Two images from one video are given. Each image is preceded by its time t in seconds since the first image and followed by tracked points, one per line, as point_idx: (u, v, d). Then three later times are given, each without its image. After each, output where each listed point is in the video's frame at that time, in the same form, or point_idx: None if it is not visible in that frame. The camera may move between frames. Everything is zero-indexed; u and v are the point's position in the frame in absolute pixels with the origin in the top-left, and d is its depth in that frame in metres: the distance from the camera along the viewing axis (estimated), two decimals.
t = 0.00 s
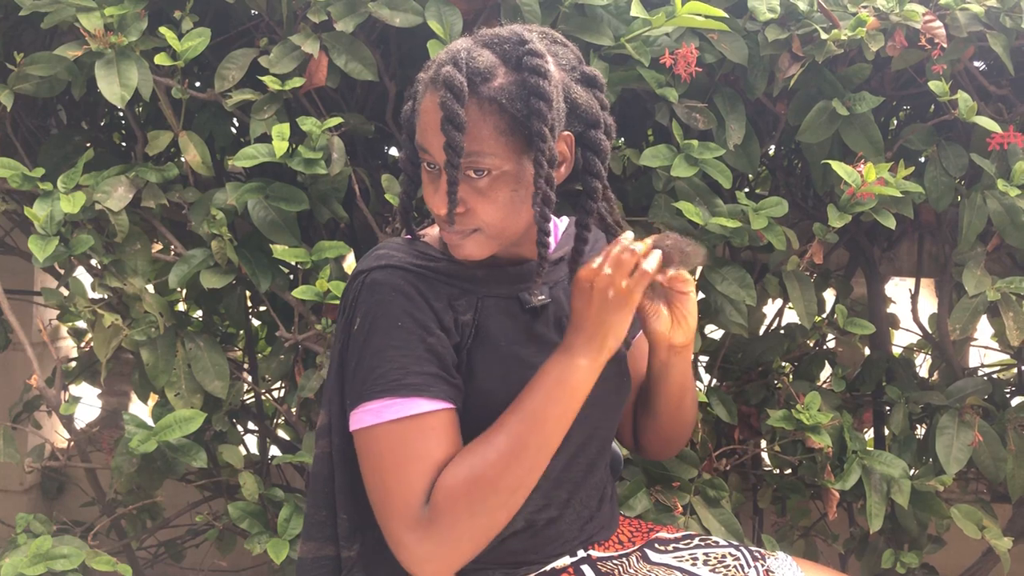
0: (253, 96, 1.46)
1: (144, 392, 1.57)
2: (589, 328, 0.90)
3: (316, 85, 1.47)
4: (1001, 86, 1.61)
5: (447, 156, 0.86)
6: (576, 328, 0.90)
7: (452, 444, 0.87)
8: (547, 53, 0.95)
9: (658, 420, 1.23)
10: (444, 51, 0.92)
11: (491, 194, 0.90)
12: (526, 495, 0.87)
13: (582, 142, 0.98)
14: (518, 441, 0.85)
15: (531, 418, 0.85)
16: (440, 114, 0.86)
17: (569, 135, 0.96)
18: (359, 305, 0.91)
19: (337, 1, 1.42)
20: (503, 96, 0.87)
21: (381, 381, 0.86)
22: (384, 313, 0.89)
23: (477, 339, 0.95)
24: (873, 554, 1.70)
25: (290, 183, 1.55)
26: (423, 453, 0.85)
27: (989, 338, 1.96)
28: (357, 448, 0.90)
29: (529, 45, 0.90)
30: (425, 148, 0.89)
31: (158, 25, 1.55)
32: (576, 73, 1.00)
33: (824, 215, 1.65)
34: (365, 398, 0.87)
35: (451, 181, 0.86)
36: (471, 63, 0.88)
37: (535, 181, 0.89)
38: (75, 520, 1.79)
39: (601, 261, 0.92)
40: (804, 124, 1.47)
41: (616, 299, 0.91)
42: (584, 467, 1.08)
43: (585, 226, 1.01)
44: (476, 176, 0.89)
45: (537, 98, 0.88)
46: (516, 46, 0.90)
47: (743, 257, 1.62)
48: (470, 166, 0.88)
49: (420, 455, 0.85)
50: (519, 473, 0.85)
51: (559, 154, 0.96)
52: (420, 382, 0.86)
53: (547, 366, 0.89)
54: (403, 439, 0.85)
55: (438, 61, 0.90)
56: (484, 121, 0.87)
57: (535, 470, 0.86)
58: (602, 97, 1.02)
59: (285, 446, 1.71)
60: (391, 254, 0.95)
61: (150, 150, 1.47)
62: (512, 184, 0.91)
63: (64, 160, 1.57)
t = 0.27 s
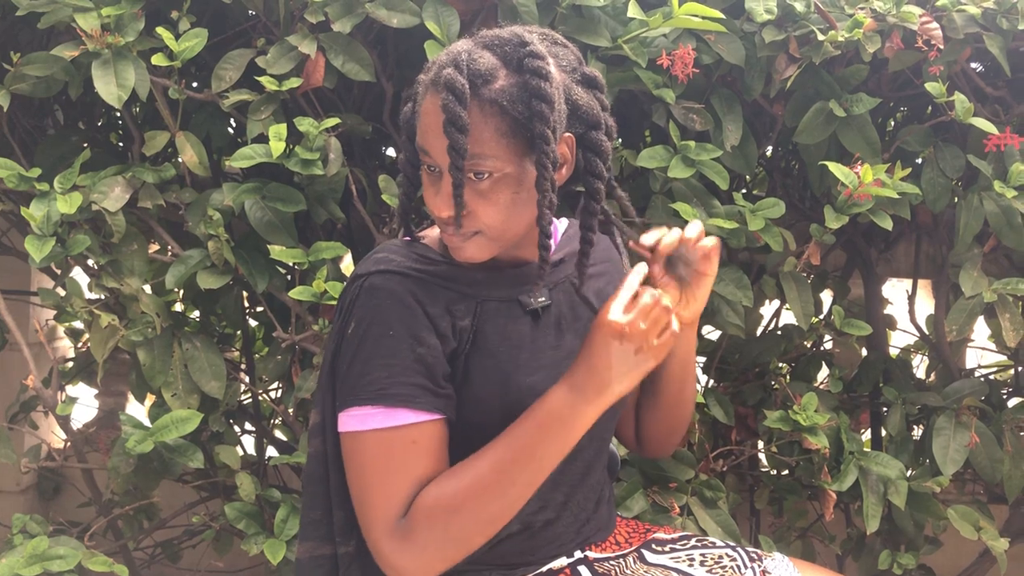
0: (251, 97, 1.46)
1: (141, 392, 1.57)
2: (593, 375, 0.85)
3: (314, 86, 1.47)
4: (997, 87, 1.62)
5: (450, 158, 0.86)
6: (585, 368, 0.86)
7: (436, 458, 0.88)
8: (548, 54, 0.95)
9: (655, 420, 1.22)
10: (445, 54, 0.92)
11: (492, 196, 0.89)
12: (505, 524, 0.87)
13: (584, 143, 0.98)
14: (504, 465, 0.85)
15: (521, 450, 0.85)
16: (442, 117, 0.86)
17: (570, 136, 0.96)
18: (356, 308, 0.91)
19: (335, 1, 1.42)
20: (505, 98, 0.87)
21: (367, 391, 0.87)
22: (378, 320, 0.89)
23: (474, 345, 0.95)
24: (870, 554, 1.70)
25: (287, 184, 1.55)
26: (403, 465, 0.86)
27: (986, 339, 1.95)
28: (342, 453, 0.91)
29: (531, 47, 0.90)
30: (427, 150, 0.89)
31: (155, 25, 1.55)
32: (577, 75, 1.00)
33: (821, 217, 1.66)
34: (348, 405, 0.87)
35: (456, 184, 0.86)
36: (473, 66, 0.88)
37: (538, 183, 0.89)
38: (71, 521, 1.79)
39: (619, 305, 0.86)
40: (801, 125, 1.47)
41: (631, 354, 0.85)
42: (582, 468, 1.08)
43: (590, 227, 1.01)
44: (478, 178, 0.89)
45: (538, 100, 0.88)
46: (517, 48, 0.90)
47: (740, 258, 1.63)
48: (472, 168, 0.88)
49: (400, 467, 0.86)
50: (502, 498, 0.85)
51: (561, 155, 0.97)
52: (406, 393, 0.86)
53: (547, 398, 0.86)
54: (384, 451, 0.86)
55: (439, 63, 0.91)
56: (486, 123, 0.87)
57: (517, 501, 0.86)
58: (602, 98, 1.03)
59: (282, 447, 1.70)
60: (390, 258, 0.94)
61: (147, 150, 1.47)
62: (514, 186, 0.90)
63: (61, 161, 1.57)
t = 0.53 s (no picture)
0: (249, 97, 1.46)
1: (138, 392, 1.56)
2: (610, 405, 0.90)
3: (312, 85, 1.47)
4: (995, 88, 1.62)
5: (447, 158, 0.86)
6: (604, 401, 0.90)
7: (441, 459, 0.88)
8: (546, 54, 0.95)
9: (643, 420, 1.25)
10: (442, 54, 0.92)
11: (490, 196, 0.90)
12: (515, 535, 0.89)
13: (581, 143, 0.99)
14: (521, 482, 0.87)
15: (539, 468, 0.87)
16: (439, 117, 0.86)
17: (568, 136, 0.97)
18: (356, 308, 0.91)
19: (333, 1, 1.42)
20: (502, 98, 0.87)
21: (369, 392, 0.87)
22: (378, 320, 0.89)
23: (474, 345, 0.95)
24: (867, 555, 1.70)
25: (285, 183, 1.54)
26: (409, 467, 0.86)
27: (985, 340, 1.95)
28: (344, 453, 0.90)
29: (528, 46, 0.90)
30: (424, 150, 0.89)
31: (153, 25, 1.55)
32: (575, 74, 1.00)
33: (819, 217, 1.66)
34: (350, 406, 0.87)
35: (452, 184, 0.86)
36: (470, 65, 0.87)
37: (535, 183, 0.89)
38: (69, 520, 1.79)
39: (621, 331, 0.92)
40: (799, 126, 1.47)
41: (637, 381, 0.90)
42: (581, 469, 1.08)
43: (587, 228, 1.01)
44: (476, 178, 0.89)
45: (536, 101, 0.88)
46: (515, 48, 0.90)
47: (738, 259, 1.63)
48: (469, 168, 0.88)
49: (406, 469, 0.86)
50: (516, 513, 0.87)
51: (558, 155, 0.97)
52: (407, 394, 0.86)
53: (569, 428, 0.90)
54: (390, 453, 0.86)
55: (437, 63, 0.91)
56: (483, 123, 0.87)
57: (530, 514, 0.88)
58: (600, 98, 1.03)
59: (280, 447, 1.70)
60: (389, 258, 0.95)
61: (145, 149, 1.47)
62: (512, 186, 0.91)
63: (59, 160, 1.57)
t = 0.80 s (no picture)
0: (249, 96, 1.46)
1: (138, 391, 1.56)
2: (588, 352, 0.90)
3: (312, 84, 1.47)
4: (995, 88, 1.62)
5: (445, 158, 0.86)
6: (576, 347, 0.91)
7: (446, 452, 0.88)
8: (544, 54, 0.95)
9: (646, 421, 1.24)
10: (440, 54, 0.91)
11: (488, 197, 0.90)
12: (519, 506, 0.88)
13: (580, 143, 0.99)
14: (508, 454, 0.86)
15: (527, 432, 0.86)
16: (437, 117, 0.86)
17: (566, 136, 0.97)
18: (355, 306, 0.91)
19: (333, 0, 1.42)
20: (500, 98, 0.87)
21: (374, 387, 0.86)
22: (381, 316, 0.89)
23: (473, 342, 0.95)
24: (867, 555, 1.70)
25: (285, 182, 1.54)
26: (415, 460, 0.86)
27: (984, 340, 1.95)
28: (349, 449, 0.90)
29: (526, 47, 0.90)
30: (422, 150, 0.89)
31: (153, 23, 1.55)
32: (574, 74, 1.00)
33: (819, 217, 1.66)
34: (356, 402, 0.87)
35: (450, 185, 0.86)
36: (468, 65, 0.87)
37: (533, 184, 0.89)
38: (68, 519, 1.79)
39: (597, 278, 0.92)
40: (799, 125, 1.47)
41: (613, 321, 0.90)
42: (581, 468, 1.08)
43: (586, 228, 1.01)
44: (474, 179, 0.89)
45: (534, 101, 0.88)
46: (513, 48, 0.90)
47: (738, 258, 1.63)
48: (467, 168, 0.88)
49: (413, 462, 0.86)
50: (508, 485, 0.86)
51: (556, 155, 0.97)
52: (412, 389, 0.86)
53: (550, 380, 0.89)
54: (397, 446, 0.86)
55: (435, 63, 0.90)
56: (481, 123, 0.87)
57: (529, 483, 0.87)
58: (599, 98, 1.03)
59: (279, 446, 1.70)
60: (388, 257, 0.94)
61: (145, 148, 1.47)
62: (510, 186, 0.91)
63: (58, 159, 1.57)
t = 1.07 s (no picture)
0: (249, 94, 1.46)
1: (138, 390, 1.56)
2: (592, 386, 0.87)
3: (313, 83, 1.47)
4: (995, 87, 1.62)
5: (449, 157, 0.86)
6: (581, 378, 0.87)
7: (432, 456, 0.88)
8: (548, 53, 0.95)
9: (648, 417, 1.24)
10: (444, 52, 0.92)
11: (491, 195, 0.90)
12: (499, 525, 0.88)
13: (583, 142, 0.99)
14: (497, 472, 0.86)
15: (517, 456, 0.86)
16: (441, 116, 0.86)
17: (569, 135, 0.97)
18: (354, 306, 0.91)
19: None
20: (504, 97, 0.87)
21: (363, 391, 0.87)
22: (376, 318, 0.89)
23: (473, 343, 0.95)
24: (867, 554, 1.71)
25: (285, 181, 1.54)
26: (399, 465, 0.86)
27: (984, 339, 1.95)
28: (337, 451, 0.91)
29: (530, 46, 0.90)
30: (426, 149, 0.89)
31: (154, 22, 1.55)
32: (578, 73, 1.00)
33: (819, 216, 1.66)
34: (343, 405, 0.87)
35: (455, 184, 0.86)
36: (472, 64, 0.88)
37: (538, 183, 0.89)
38: (69, 517, 1.79)
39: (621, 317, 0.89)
40: (800, 124, 1.48)
41: (636, 368, 0.88)
42: (580, 467, 1.09)
43: (588, 227, 1.01)
44: (477, 178, 0.89)
45: (538, 100, 0.88)
46: (517, 47, 0.90)
47: (738, 257, 1.63)
48: (470, 168, 0.88)
49: (396, 467, 0.86)
50: (498, 502, 0.86)
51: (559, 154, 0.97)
52: (400, 393, 0.86)
53: (546, 406, 0.87)
54: (381, 451, 0.86)
55: (439, 62, 0.90)
56: (485, 122, 0.87)
57: (512, 503, 0.87)
58: (602, 97, 1.03)
59: (279, 444, 1.70)
60: (388, 256, 0.94)
61: (145, 146, 1.47)
62: (513, 185, 0.91)
63: (59, 158, 1.57)
